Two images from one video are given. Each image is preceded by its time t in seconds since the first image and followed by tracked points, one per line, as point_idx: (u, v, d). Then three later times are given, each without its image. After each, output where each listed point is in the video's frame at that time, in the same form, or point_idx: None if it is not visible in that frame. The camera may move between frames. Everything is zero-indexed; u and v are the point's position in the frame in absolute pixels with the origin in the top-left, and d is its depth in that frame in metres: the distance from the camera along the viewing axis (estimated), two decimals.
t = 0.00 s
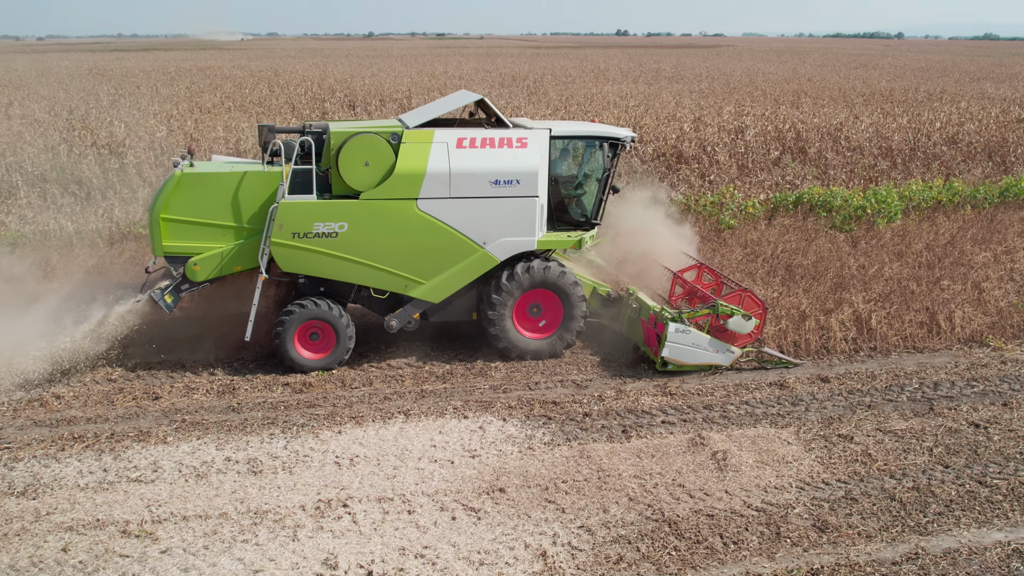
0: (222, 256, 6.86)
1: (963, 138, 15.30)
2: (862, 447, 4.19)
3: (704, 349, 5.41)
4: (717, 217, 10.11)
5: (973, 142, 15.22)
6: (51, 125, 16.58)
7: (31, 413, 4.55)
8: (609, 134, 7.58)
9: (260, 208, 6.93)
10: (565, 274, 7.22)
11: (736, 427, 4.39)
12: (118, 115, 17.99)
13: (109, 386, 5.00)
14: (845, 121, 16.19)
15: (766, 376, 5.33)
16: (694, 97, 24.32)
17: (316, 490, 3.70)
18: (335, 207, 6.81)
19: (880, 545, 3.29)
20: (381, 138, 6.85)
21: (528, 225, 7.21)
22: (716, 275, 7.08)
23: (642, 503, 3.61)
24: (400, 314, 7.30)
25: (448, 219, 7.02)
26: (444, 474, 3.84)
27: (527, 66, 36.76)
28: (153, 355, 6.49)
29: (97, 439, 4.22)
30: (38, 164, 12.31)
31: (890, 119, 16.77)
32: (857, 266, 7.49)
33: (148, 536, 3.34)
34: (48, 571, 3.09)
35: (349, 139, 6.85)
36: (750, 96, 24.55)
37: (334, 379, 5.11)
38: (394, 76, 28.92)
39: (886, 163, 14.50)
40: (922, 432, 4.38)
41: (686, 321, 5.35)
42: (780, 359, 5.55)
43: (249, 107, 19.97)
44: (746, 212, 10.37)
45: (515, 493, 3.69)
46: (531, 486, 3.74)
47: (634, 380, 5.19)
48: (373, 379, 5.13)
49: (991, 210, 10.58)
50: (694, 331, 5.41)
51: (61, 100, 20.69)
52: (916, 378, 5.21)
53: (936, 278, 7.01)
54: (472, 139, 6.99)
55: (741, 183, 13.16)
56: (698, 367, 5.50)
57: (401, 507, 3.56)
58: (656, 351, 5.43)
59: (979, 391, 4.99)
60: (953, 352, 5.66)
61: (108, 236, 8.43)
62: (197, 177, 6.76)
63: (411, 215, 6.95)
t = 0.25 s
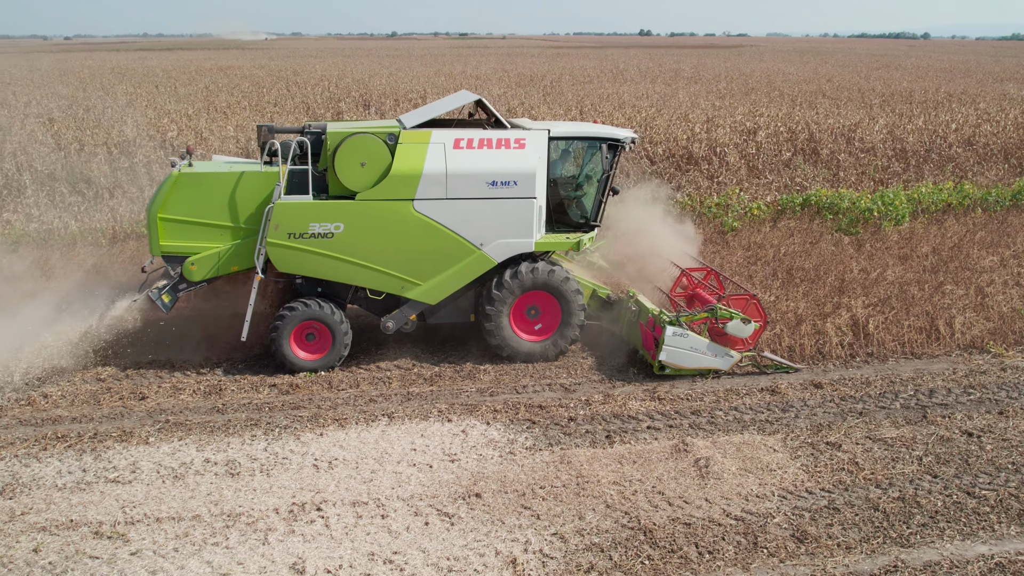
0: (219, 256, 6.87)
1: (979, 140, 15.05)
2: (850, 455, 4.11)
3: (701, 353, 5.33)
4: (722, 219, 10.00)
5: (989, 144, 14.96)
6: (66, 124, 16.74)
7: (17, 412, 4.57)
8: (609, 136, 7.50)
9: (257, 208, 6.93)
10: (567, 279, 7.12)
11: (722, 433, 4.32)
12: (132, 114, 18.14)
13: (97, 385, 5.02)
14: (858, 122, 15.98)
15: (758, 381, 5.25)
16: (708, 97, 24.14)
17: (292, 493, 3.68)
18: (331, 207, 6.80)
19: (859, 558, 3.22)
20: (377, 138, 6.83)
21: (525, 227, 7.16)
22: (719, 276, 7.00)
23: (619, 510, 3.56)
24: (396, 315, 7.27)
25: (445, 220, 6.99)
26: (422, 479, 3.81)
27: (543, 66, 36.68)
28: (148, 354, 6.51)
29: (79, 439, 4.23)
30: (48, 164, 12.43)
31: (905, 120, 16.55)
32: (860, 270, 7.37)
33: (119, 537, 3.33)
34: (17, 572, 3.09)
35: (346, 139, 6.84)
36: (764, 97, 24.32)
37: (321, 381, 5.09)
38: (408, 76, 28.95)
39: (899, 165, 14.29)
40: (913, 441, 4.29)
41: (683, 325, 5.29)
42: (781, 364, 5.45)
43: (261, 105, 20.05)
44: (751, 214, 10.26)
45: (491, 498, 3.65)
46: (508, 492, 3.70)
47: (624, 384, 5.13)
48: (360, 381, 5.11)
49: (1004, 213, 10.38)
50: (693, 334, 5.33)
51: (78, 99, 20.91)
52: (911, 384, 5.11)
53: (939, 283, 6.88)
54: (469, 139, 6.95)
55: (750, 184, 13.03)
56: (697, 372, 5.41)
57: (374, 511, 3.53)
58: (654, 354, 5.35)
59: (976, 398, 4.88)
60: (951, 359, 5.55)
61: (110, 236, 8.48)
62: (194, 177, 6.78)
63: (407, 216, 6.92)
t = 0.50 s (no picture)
0: (215, 256, 6.87)
1: (995, 141, 14.80)
2: (836, 464, 4.03)
3: (699, 357, 5.26)
4: (726, 221, 9.90)
5: (1005, 147, 14.72)
6: (80, 123, 16.91)
7: (3, 411, 4.60)
8: (608, 137, 7.45)
9: (254, 208, 6.93)
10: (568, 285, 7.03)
11: (707, 440, 4.26)
12: (146, 113, 18.29)
13: (85, 385, 5.03)
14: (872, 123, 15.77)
15: (750, 386, 5.18)
16: (722, 97, 23.96)
17: (266, 496, 3.66)
18: (327, 207, 6.78)
19: (834, 570, 3.15)
20: (373, 139, 6.81)
21: (522, 228, 7.11)
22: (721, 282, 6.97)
23: (594, 517, 3.51)
24: (392, 316, 7.23)
25: (441, 222, 6.95)
26: (398, 483, 3.78)
27: (559, 66, 36.57)
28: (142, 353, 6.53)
29: (62, 438, 4.24)
30: (58, 163, 12.54)
31: (919, 121, 16.33)
32: (861, 273, 7.26)
33: (91, 538, 3.33)
34: None
35: (342, 139, 6.82)
36: (779, 97, 24.11)
37: (308, 382, 5.08)
38: (421, 76, 28.95)
39: (912, 167, 14.08)
40: (902, 449, 4.20)
41: (681, 328, 5.23)
42: (782, 369, 5.35)
43: (274, 104, 20.14)
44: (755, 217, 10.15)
45: (466, 504, 3.61)
46: (484, 497, 3.66)
47: (612, 388, 5.08)
48: (346, 383, 5.09)
49: (1015, 216, 10.19)
50: (690, 338, 5.27)
51: (94, 98, 21.11)
52: (905, 391, 5.02)
53: (941, 287, 6.76)
54: (465, 140, 6.92)
55: (759, 186, 12.90)
56: (694, 376, 5.37)
57: (347, 515, 3.51)
58: (651, 358, 5.31)
59: (970, 406, 4.78)
60: (949, 365, 5.45)
61: (112, 235, 8.54)
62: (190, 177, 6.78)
63: (403, 217, 6.89)
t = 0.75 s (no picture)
0: (212, 256, 6.87)
1: (1011, 144, 14.56)
2: (820, 472, 3.96)
3: (696, 361, 5.19)
4: (730, 222, 9.80)
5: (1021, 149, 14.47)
6: (94, 121, 17.08)
7: None
8: (608, 138, 7.38)
9: (250, 208, 6.92)
10: (570, 294, 7.01)
11: (690, 446, 4.19)
12: (159, 112, 18.45)
13: (73, 384, 5.06)
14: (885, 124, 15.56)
15: (740, 391, 5.11)
16: (736, 97, 23.79)
17: (240, 499, 3.65)
18: (323, 208, 6.75)
19: None
20: (369, 139, 6.78)
21: (519, 230, 7.05)
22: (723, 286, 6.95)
23: (568, 524, 3.47)
24: (387, 317, 7.18)
25: (438, 223, 6.90)
26: (373, 487, 3.76)
27: (574, 66, 36.47)
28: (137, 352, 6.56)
29: (44, 437, 4.26)
30: (69, 162, 12.67)
31: (934, 123, 16.09)
32: (863, 277, 7.15)
33: (61, 538, 3.33)
34: None
35: (338, 140, 6.80)
36: (794, 98, 23.90)
37: (294, 384, 5.07)
38: (435, 75, 28.94)
39: (925, 168, 13.87)
40: (889, 457, 4.12)
41: (678, 332, 5.17)
42: (779, 374, 5.30)
43: (286, 104, 20.24)
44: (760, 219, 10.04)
45: (439, 509, 3.58)
46: (458, 502, 3.63)
47: (600, 392, 5.03)
48: (333, 385, 5.07)
49: None
50: (687, 342, 5.19)
51: (110, 97, 21.33)
52: (898, 398, 4.93)
53: (943, 292, 6.65)
54: (462, 141, 6.87)
55: (767, 188, 12.78)
56: (691, 380, 5.27)
57: (319, 519, 3.49)
58: (647, 361, 5.24)
59: (964, 414, 4.69)
60: (946, 371, 5.35)
61: (114, 235, 8.60)
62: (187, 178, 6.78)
63: (399, 218, 6.85)
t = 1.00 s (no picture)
0: (209, 255, 6.86)
1: None
2: (800, 481, 3.88)
3: (692, 365, 5.11)
4: (734, 225, 9.69)
5: None
6: (109, 120, 17.28)
7: None
8: (607, 140, 7.28)
9: (246, 209, 6.89)
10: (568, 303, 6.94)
11: (668, 453, 4.13)
12: (174, 111, 18.64)
13: (59, 383, 5.09)
14: (900, 125, 15.31)
15: (728, 397, 5.03)
16: (752, 98, 23.58)
17: (208, 501, 3.65)
18: (317, 208, 6.69)
19: None
20: (364, 140, 6.72)
21: (514, 232, 6.98)
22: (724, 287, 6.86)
23: (535, 531, 3.42)
24: (382, 319, 7.11)
25: (432, 224, 6.83)
26: (343, 490, 3.73)
27: (592, 65, 36.35)
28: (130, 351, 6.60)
29: (23, 436, 4.28)
30: (80, 160, 12.81)
31: (951, 124, 15.81)
32: (863, 281, 7.02)
33: (28, 538, 3.34)
34: None
35: (333, 140, 6.75)
36: (810, 98, 23.64)
37: (277, 385, 5.06)
38: (449, 75, 28.93)
39: (939, 171, 13.63)
40: (872, 467, 4.03)
41: (672, 336, 5.10)
42: (777, 380, 5.19)
43: (299, 102, 20.35)
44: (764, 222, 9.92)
45: (407, 514, 3.55)
46: (427, 507, 3.60)
47: (584, 397, 4.97)
48: (315, 386, 5.06)
49: None
50: (682, 346, 5.11)
51: (127, 96, 21.59)
52: (888, 405, 4.82)
53: (944, 297, 6.51)
54: (457, 142, 6.80)
55: (776, 189, 12.63)
56: (688, 386, 5.21)
57: (285, 522, 3.48)
58: (642, 366, 5.17)
59: (955, 424, 4.57)
60: (940, 379, 5.23)
61: (116, 235, 8.67)
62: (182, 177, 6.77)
63: (394, 219, 6.79)
